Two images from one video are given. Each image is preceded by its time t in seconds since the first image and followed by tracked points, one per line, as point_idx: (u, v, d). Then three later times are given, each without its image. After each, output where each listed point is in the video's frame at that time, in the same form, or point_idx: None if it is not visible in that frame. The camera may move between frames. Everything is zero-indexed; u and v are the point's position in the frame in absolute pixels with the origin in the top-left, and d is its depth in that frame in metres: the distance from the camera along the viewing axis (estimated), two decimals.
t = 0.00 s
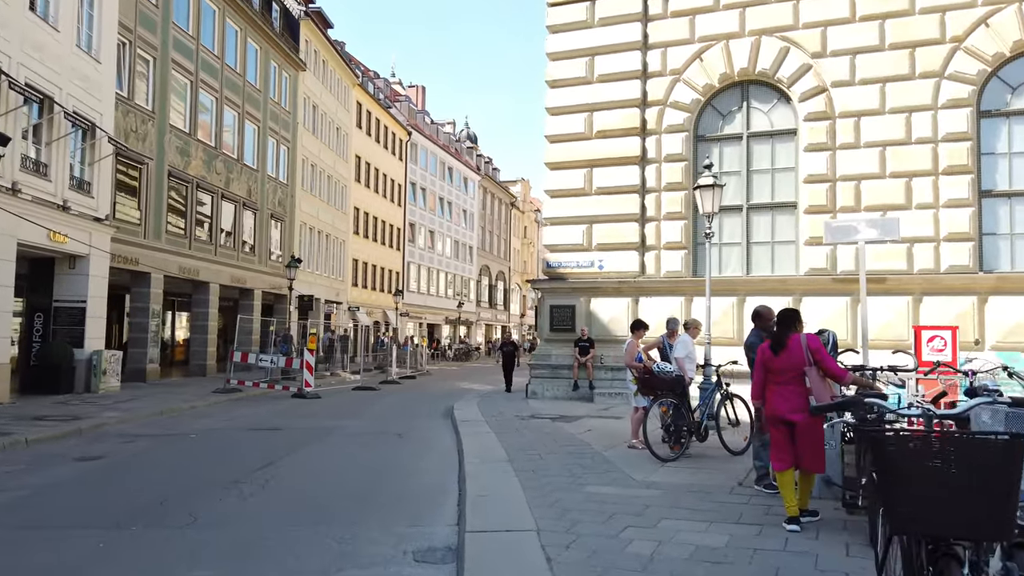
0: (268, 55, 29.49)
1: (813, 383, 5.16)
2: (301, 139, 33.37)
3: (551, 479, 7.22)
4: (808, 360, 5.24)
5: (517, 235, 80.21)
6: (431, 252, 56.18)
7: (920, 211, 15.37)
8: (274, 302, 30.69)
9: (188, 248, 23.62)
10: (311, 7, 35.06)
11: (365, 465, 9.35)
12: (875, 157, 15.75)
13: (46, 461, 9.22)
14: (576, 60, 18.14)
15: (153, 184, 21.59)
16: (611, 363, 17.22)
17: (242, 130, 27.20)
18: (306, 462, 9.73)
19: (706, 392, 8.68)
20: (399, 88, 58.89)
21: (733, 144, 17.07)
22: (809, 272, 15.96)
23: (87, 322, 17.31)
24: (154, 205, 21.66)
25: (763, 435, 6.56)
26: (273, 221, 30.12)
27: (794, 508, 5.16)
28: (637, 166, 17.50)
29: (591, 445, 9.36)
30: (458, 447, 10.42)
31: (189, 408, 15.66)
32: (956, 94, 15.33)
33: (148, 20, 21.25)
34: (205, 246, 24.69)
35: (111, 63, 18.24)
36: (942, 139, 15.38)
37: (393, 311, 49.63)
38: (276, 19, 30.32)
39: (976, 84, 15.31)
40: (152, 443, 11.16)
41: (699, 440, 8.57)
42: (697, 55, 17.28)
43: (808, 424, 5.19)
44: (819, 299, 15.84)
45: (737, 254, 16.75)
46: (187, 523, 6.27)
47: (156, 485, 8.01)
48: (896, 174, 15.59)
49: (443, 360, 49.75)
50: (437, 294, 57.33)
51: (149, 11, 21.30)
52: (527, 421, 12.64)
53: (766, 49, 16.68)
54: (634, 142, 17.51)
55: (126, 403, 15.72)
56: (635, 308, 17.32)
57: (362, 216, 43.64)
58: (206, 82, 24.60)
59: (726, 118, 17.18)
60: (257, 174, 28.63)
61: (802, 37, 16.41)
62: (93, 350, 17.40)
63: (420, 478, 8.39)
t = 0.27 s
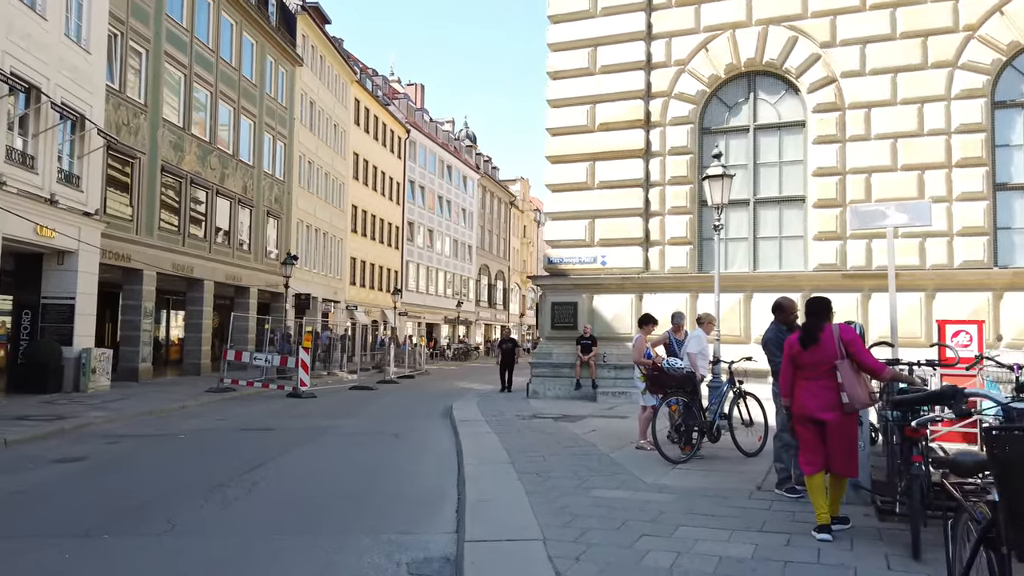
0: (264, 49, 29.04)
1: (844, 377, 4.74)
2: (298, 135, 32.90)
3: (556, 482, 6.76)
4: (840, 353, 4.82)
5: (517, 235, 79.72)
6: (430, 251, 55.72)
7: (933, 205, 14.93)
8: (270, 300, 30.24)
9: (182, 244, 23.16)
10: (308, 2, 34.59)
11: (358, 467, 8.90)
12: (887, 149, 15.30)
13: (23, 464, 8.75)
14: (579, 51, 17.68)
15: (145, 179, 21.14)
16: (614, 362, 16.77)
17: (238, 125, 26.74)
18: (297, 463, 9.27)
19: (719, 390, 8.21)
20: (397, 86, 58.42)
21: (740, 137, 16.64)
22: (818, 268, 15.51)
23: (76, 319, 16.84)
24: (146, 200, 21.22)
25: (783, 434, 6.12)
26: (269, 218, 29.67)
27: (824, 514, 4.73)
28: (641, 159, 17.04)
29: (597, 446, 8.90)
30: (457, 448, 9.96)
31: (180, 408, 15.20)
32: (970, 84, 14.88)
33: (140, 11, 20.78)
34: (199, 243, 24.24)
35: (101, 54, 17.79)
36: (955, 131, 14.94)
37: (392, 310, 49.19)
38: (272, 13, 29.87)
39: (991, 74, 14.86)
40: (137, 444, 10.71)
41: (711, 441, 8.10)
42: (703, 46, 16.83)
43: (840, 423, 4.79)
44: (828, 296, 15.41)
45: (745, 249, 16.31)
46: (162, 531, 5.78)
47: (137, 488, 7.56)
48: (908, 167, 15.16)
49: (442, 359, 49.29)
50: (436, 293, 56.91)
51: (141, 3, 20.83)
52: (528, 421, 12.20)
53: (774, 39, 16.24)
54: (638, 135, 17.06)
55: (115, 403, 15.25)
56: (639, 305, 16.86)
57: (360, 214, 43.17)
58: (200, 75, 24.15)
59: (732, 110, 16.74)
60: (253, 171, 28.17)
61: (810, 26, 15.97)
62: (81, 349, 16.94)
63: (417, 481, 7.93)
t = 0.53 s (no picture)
0: (258, 45, 28.54)
1: (881, 388, 4.47)
2: (293, 133, 32.40)
3: (556, 497, 6.30)
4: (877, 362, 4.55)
5: (515, 234, 79.24)
6: (427, 251, 55.22)
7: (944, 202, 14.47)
8: (264, 301, 29.76)
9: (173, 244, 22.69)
10: None
11: (348, 478, 8.44)
12: (897, 145, 14.84)
13: None
14: (579, 44, 17.20)
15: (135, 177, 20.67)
16: (615, 364, 16.31)
17: (231, 122, 26.25)
18: (284, 473, 8.81)
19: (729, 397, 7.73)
20: (395, 84, 57.91)
21: (745, 133, 16.18)
22: (826, 268, 15.06)
23: (61, 320, 16.36)
24: (136, 198, 20.75)
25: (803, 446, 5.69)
26: (264, 217, 29.18)
27: (857, 540, 4.33)
28: (642, 156, 16.57)
29: (599, 455, 8.44)
30: (452, 456, 9.51)
31: (167, 412, 14.72)
32: (982, 78, 14.42)
33: (129, 5, 20.28)
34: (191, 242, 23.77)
35: (88, 48, 17.29)
36: (967, 126, 14.48)
37: (388, 310, 48.67)
38: (267, 9, 29.37)
39: (1005, 67, 14.40)
40: (118, 451, 10.24)
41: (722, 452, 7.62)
42: (707, 39, 16.36)
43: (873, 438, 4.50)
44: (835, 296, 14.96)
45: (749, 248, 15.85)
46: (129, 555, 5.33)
47: (111, 502, 7.11)
48: (918, 163, 14.70)
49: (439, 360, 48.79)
50: (433, 293, 56.42)
51: None
52: (526, 426, 11.76)
53: (780, 32, 15.78)
54: (640, 131, 16.59)
55: (101, 406, 14.77)
56: (640, 306, 16.41)
57: (356, 213, 42.66)
58: (192, 71, 23.66)
59: (736, 105, 16.28)
60: (246, 169, 27.68)
61: (818, 18, 15.51)
62: (67, 351, 16.45)
63: (409, 494, 7.47)
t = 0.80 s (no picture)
0: (250, 39, 28.03)
1: (930, 388, 4.12)
2: (286, 129, 31.89)
3: (557, 507, 5.81)
4: (921, 359, 4.22)
5: (512, 233, 78.75)
6: (424, 249, 54.73)
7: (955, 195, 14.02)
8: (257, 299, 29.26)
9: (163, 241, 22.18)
10: None
11: (336, 485, 7.95)
12: (906, 136, 14.39)
13: None
14: (578, 35, 16.72)
15: (122, 172, 20.18)
16: (615, 363, 15.76)
17: (222, 117, 25.75)
18: (267, 478, 8.31)
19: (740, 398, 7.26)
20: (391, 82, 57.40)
21: (748, 125, 15.70)
22: (833, 264, 14.61)
23: (43, 319, 15.85)
24: (123, 193, 20.26)
25: (826, 450, 5.22)
26: (256, 214, 28.69)
27: (897, 560, 4.02)
28: (644, 149, 16.09)
29: (602, 458, 7.96)
30: (446, 460, 9.02)
31: (152, 413, 14.21)
32: (994, 68, 13.97)
33: None
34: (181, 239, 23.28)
35: (72, 38, 16.80)
36: (979, 117, 14.04)
37: (384, 309, 48.18)
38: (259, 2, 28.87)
39: (1018, 56, 13.94)
40: (95, 455, 9.74)
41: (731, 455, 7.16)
42: (709, 28, 15.89)
43: (918, 443, 4.14)
44: (843, 293, 14.52)
45: (753, 244, 15.39)
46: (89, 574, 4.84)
47: (78, 512, 6.60)
48: (928, 155, 14.25)
49: (437, 360, 48.33)
50: (430, 292, 55.94)
51: None
52: (524, 428, 11.29)
53: (784, 20, 15.32)
54: (641, 123, 16.10)
55: (83, 408, 14.25)
56: (641, 303, 15.93)
57: (352, 211, 42.16)
58: (182, 64, 23.16)
59: (740, 96, 15.81)
60: (238, 165, 27.17)
61: (824, 6, 15.05)
62: (49, 350, 15.94)
63: (399, 504, 6.96)
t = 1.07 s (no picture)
0: (244, 34, 27.56)
1: (987, 396, 3.87)
2: (281, 126, 31.42)
3: (561, 523, 5.37)
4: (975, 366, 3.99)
5: (510, 233, 78.31)
6: (421, 249, 54.27)
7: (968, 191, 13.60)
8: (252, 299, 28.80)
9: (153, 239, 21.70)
10: None
11: (324, 496, 7.49)
12: (916, 131, 13.96)
13: None
14: (578, 27, 16.28)
15: (111, 169, 19.72)
16: (618, 365, 15.33)
17: (215, 114, 25.29)
18: (253, 489, 7.86)
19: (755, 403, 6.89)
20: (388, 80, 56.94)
21: (754, 120, 15.27)
22: (841, 262, 14.18)
23: (27, 320, 15.39)
24: (112, 191, 19.81)
25: (856, 463, 4.81)
26: (250, 213, 28.22)
27: None
28: (646, 144, 15.64)
29: (607, 467, 7.53)
30: (442, 467, 8.58)
31: (138, 417, 13.75)
32: (1007, 60, 13.54)
33: None
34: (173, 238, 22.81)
35: (57, 30, 16.33)
36: (992, 111, 13.61)
37: (381, 309, 47.72)
38: None
39: None
40: (73, 463, 9.29)
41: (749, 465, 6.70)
42: (713, 21, 15.46)
43: (976, 459, 3.87)
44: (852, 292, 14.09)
45: (759, 241, 14.96)
46: None
47: (45, 527, 6.15)
48: (940, 150, 13.82)
49: (434, 361, 47.88)
50: (428, 293, 55.47)
51: None
52: (524, 432, 10.86)
53: (791, 12, 14.90)
54: (643, 118, 15.65)
55: (68, 411, 13.80)
56: (644, 303, 15.49)
57: (348, 211, 41.70)
58: (173, 59, 22.69)
59: (744, 90, 15.38)
60: (232, 162, 26.71)
61: None
62: (34, 352, 15.47)
63: (391, 518, 6.50)
